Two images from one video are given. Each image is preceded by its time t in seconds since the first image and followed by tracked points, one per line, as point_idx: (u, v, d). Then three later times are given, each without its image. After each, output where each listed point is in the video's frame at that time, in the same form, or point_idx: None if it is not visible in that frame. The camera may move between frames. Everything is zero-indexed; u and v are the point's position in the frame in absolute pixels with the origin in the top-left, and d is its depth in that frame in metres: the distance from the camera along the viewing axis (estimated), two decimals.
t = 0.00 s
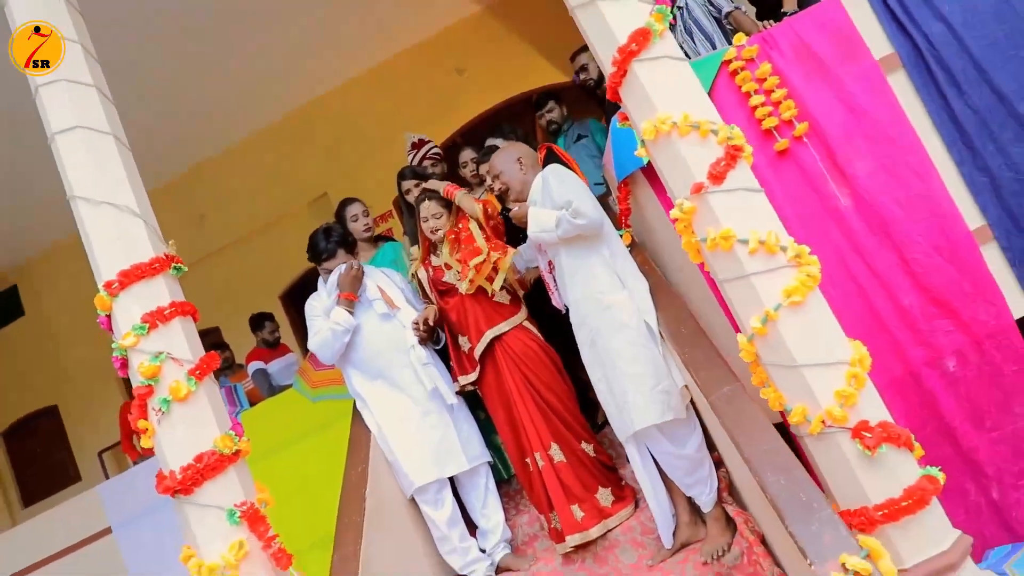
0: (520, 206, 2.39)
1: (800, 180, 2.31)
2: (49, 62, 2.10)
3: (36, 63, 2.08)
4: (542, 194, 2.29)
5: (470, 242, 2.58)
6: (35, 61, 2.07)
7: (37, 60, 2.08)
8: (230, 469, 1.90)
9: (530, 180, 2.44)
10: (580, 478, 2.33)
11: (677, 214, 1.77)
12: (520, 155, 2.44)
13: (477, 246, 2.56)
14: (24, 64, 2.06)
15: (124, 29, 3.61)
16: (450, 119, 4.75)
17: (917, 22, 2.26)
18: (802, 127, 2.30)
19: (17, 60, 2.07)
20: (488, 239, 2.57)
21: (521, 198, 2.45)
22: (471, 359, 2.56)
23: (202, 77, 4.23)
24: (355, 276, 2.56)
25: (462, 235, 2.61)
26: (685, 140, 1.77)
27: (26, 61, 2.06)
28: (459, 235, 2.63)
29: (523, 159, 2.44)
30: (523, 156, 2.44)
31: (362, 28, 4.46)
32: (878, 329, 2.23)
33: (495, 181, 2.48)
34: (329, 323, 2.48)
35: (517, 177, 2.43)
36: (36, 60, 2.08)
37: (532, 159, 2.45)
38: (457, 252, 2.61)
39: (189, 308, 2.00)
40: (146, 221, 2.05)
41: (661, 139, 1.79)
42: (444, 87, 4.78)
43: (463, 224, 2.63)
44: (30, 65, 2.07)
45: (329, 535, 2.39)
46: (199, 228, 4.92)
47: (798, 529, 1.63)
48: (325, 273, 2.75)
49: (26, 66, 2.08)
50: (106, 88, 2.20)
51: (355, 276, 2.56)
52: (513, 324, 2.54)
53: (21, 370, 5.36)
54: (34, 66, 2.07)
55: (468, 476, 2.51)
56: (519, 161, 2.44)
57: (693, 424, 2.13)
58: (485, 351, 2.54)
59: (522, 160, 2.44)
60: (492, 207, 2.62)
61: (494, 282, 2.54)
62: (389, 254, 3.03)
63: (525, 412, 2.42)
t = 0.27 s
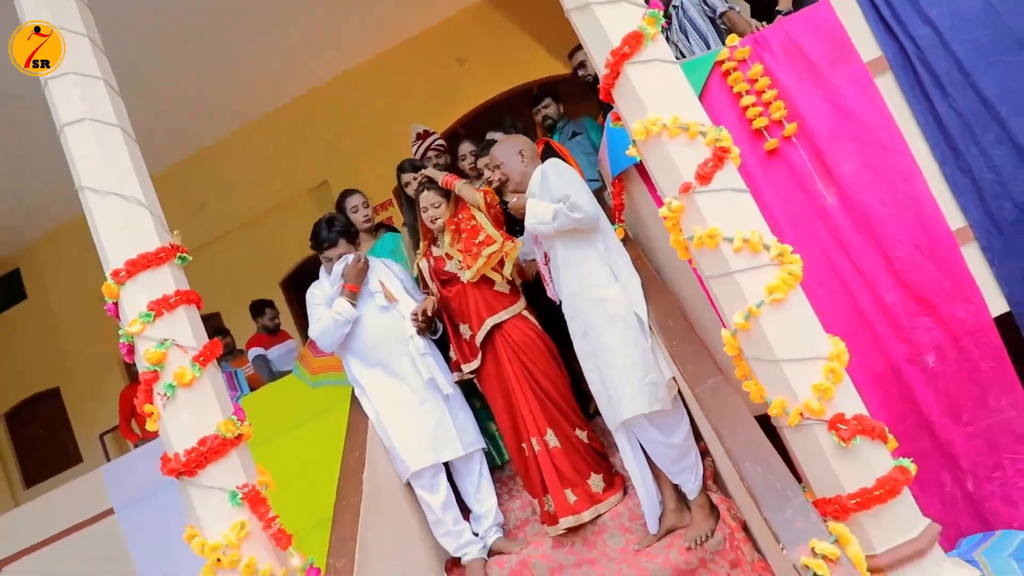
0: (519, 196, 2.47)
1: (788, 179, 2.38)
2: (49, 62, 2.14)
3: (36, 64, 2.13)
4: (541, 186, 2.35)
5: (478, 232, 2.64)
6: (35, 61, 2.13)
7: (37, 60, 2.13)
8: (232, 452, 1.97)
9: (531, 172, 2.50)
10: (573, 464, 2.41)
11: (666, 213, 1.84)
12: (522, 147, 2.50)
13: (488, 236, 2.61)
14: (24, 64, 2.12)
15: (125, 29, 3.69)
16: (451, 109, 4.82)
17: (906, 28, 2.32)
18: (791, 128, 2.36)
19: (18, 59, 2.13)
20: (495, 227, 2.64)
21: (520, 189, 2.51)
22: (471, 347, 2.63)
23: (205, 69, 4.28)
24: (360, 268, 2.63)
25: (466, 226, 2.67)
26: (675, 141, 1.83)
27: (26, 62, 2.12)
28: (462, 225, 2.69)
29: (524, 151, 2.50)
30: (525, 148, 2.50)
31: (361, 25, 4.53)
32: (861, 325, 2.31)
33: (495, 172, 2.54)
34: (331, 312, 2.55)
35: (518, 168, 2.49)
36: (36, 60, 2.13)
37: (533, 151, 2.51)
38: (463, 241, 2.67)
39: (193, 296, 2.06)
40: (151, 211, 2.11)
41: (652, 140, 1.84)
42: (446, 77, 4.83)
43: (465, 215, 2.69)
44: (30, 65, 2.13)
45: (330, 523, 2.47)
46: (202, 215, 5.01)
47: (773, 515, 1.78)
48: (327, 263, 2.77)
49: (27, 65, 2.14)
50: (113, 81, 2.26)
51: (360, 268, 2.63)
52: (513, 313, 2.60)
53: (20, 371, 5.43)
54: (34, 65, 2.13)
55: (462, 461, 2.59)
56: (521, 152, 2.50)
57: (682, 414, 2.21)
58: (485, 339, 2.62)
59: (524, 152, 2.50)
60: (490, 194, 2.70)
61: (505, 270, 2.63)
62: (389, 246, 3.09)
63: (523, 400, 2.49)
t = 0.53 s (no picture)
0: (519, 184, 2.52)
1: (779, 171, 2.43)
2: (49, 62, 2.18)
3: (35, 64, 2.17)
4: (540, 176, 2.40)
5: (479, 219, 2.69)
6: (35, 61, 2.17)
7: (37, 60, 2.17)
8: (238, 437, 2.03)
9: (532, 162, 2.55)
10: (571, 449, 2.48)
11: (658, 204, 1.89)
12: (524, 138, 2.55)
13: (491, 223, 2.67)
14: (23, 63, 2.17)
15: (125, 29, 3.73)
16: (450, 100, 4.86)
17: (896, 22, 2.36)
18: (782, 121, 2.41)
19: (19, 59, 2.18)
20: (495, 213, 2.70)
21: (521, 178, 2.56)
22: (473, 333, 2.69)
23: (205, 64, 4.32)
24: (362, 257, 2.70)
25: (467, 215, 2.73)
26: (667, 135, 1.88)
27: (26, 61, 2.16)
28: (463, 213, 2.75)
29: (526, 141, 2.55)
30: (528, 139, 2.55)
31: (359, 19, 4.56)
32: (852, 318, 2.36)
33: (497, 161, 2.60)
34: (333, 300, 2.61)
35: (519, 158, 2.54)
36: (36, 60, 2.17)
37: (534, 141, 2.56)
38: (463, 229, 2.73)
39: (199, 286, 2.12)
40: (157, 203, 2.16)
41: (645, 133, 1.89)
42: (445, 68, 4.87)
43: (465, 204, 2.75)
44: (30, 65, 2.17)
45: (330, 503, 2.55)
46: (203, 205, 5.06)
47: (759, 497, 1.84)
48: (329, 254, 2.79)
49: (27, 65, 2.18)
50: (119, 75, 2.30)
51: (362, 257, 2.70)
52: (512, 300, 2.66)
53: (21, 370, 5.48)
54: (34, 65, 2.17)
55: (461, 445, 2.65)
56: (523, 143, 2.55)
57: (675, 399, 2.28)
58: (485, 326, 2.68)
59: (526, 142, 2.55)
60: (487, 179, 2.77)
61: (507, 255, 2.72)
62: (388, 236, 3.11)
63: (522, 386, 2.55)
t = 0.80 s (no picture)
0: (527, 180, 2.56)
1: (780, 171, 2.47)
2: (48, 60, 2.27)
3: (35, 62, 2.35)
4: (546, 174, 2.44)
5: (483, 223, 2.73)
6: (36, 61, 2.33)
7: (38, 60, 2.32)
8: (246, 429, 2.07)
9: (537, 160, 2.59)
10: (571, 444, 2.51)
11: (660, 204, 1.92)
12: (529, 136, 2.59)
13: (495, 227, 2.71)
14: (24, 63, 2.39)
15: (127, 29, 3.78)
16: (453, 98, 4.89)
17: (896, 24, 2.39)
18: (783, 122, 2.45)
19: (22, 58, 2.37)
20: (500, 217, 2.74)
21: (527, 176, 2.59)
22: (477, 329, 2.73)
23: (209, 62, 4.36)
24: (374, 261, 2.72)
25: (471, 217, 2.76)
26: (668, 136, 1.91)
27: (25, 60, 2.37)
28: (467, 216, 2.78)
29: (531, 139, 2.59)
30: (533, 137, 2.59)
31: (362, 17, 4.59)
32: (851, 317, 2.40)
33: (502, 158, 2.62)
34: (341, 300, 2.64)
35: (526, 156, 2.58)
36: (36, 58, 2.33)
37: (539, 140, 2.60)
38: (468, 231, 2.76)
39: (208, 281, 2.16)
40: (169, 199, 2.20)
41: (648, 134, 1.92)
42: (450, 65, 4.90)
43: (469, 205, 2.79)
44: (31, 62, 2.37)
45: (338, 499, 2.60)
46: (210, 199, 5.11)
47: (756, 492, 1.90)
48: (338, 248, 2.81)
49: (28, 63, 2.38)
50: (132, 73, 2.34)
51: (374, 261, 2.72)
52: (513, 299, 2.70)
53: (25, 367, 5.55)
54: (36, 64, 2.35)
55: (465, 440, 2.69)
56: (529, 141, 2.58)
57: (676, 395, 2.31)
58: (490, 324, 2.72)
59: (531, 140, 2.59)
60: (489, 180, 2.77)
61: (507, 261, 2.73)
62: (394, 233, 3.19)
63: (525, 382, 2.59)
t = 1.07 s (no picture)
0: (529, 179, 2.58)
1: (779, 169, 2.49)
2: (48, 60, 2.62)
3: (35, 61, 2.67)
4: (547, 172, 2.46)
5: (488, 239, 2.78)
6: (35, 60, 2.65)
7: (37, 60, 2.65)
8: (251, 424, 2.10)
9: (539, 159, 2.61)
10: (572, 441, 2.54)
11: (661, 203, 1.94)
12: (530, 135, 2.61)
13: (499, 245, 2.76)
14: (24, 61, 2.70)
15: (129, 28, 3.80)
16: (456, 95, 4.91)
17: (894, 22, 2.41)
18: (783, 121, 2.47)
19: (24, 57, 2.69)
20: (505, 236, 2.79)
21: (528, 175, 2.61)
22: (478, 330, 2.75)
23: (211, 61, 4.39)
24: (376, 257, 2.75)
25: (475, 231, 2.81)
26: (669, 135, 1.94)
27: (26, 60, 2.69)
28: (472, 229, 2.82)
29: (532, 139, 2.61)
30: (533, 137, 2.61)
31: (364, 16, 4.62)
32: (848, 313, 2.42)
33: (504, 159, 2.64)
34: (344, 296, 2.67)
35: (526, 156, 2.59)
36: (36, 58, 2.65)
37: (540, 140, 2.62)
38: (471, 244, 2.80)
39: (214, 277, 2.19)
40: (174, 196, 2.23)
41: (648, 133, 1.94)
42: (454, 63, 4.93)
43: (474, 219, 2.84)
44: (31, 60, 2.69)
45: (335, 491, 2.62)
46: (215, 196, 5.15)
47: (754, 484, 1.88)
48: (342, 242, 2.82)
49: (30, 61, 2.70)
50: (138, 72, 2.37)
51: (376, 257, 2.75)
52: (515, 301, 2.72)
53: (32, 362, 5.60)
54: (36, 63, 2.67)
55: (467, 436, 2.71)
56: (529, 140, 2.61)
57: (676, 392, 2.34)
58: (490, 332, 2.74)
59: (532, 140, 2.61)
60: (498, 197, 2.84)
61: (507, 279, 2.75)
62: (396, 231, 3.06)
63: (525, 378, 2.62)
